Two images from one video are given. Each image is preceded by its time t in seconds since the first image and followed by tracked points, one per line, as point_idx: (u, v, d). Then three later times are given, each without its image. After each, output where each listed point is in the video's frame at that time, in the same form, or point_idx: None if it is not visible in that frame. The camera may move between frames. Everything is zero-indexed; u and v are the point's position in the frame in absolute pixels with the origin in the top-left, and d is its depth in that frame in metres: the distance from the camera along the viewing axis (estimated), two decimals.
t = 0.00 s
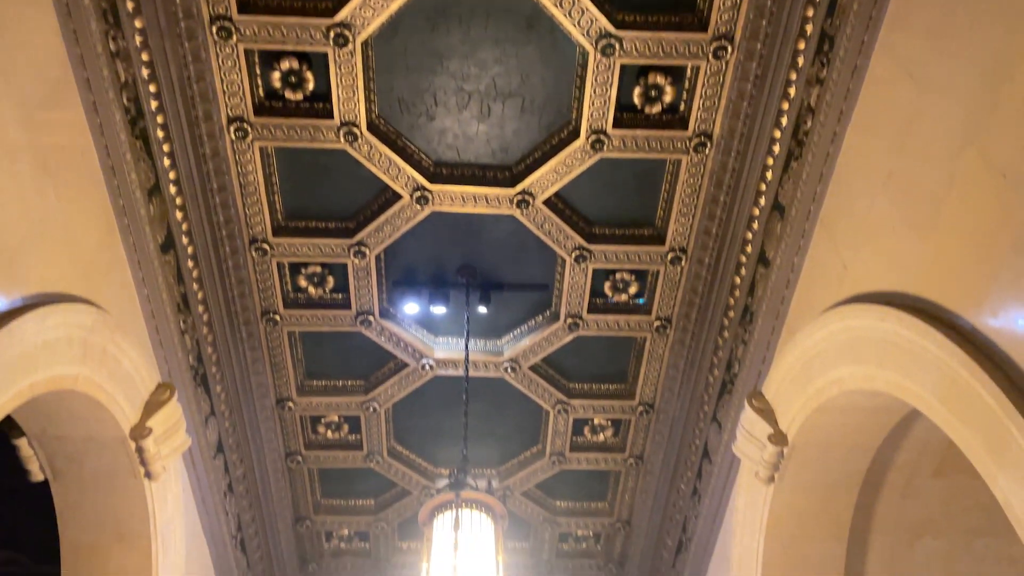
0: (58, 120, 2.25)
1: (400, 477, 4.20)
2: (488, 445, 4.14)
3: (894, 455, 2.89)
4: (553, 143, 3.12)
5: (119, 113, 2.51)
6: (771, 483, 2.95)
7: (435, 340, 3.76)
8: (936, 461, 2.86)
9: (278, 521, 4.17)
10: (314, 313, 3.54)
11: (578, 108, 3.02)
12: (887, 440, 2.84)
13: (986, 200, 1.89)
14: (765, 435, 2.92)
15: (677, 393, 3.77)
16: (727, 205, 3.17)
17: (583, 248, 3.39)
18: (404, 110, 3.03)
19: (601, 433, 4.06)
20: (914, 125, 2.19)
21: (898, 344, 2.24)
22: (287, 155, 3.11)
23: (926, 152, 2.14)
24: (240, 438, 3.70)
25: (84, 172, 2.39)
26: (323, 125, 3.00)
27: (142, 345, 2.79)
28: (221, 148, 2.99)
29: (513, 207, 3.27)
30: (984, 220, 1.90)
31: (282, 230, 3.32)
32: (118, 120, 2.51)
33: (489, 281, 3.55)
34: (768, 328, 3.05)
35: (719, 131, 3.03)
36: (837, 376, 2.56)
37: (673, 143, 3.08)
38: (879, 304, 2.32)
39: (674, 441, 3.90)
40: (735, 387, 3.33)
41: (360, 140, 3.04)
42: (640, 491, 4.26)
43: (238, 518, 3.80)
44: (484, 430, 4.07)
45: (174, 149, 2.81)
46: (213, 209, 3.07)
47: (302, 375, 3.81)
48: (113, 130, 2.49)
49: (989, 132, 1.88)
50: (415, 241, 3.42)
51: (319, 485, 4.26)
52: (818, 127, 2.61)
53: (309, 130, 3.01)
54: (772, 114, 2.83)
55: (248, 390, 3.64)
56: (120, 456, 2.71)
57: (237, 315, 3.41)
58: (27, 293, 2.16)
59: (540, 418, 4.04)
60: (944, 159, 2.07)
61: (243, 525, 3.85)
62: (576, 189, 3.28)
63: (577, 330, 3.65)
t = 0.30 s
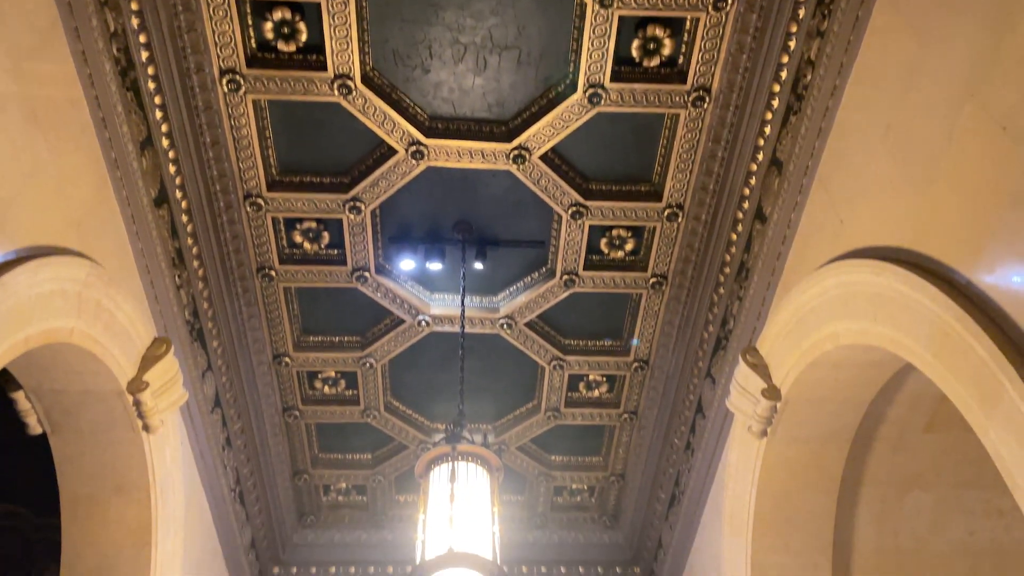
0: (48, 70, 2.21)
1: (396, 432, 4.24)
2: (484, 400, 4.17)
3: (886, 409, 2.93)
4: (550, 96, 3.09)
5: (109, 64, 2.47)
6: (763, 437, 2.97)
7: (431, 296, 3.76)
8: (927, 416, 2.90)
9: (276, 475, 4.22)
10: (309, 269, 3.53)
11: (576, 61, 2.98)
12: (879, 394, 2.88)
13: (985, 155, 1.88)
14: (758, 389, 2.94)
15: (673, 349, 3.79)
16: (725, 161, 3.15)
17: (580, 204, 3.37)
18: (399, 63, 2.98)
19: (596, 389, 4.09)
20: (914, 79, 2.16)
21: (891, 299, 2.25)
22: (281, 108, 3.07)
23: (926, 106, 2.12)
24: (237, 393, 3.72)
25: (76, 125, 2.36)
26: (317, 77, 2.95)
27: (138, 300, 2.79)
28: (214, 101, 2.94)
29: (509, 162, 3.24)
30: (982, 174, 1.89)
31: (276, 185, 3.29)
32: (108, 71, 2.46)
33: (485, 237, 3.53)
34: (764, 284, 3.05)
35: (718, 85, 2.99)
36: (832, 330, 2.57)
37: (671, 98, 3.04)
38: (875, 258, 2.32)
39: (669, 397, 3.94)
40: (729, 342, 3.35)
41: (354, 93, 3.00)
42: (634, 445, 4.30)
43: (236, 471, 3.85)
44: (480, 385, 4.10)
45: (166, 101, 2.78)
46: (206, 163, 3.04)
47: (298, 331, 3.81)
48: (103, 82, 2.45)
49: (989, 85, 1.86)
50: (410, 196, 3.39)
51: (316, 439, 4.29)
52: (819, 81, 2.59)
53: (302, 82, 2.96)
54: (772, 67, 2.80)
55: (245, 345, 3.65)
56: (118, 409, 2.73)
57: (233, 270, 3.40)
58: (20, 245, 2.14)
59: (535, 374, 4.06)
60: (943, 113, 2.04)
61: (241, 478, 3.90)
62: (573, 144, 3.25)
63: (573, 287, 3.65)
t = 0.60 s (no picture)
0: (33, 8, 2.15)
1: (392, 379, 4.26)
2: (480, 348, 4.19)
3: (878, 356, 2.95)
4: (547, 39, 3.03)
5: (95, 2, 2.40)
6: (756, 382, 3.00)
7: (426, 244, 3.75)
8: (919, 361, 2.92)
9: (273, 422, 4.25)
10: (303, 216, 3.50)
11: (573, 3, 2.91)
12: (872, 340, 2.90)
13: (985, 97, 1.85)
14: (753, 337, 2.96)
15: (668, 298, 3.80)
16: (723, 106, 3.11)
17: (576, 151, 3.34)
18: (392, 4, 2.91)
19: (591, 337, 4.11)
20: (917, 20, 2.12)
21: (887, 245, 2.24)
22: (272, 51, 3.01)
23: (927, 48, 2.08)
24: (233, 340, 3.73)
25: (63, 66, 2.31)
26: (308, 18, 2.89)
27: (130, 245, 2.77)
28: (203, 43, 2.88)
29: (505, 108, 3.20)
30: (982, 117, 1.87)
31: (268, 130, 3.25)
32: (94, 10, 2.40)
33: (480, 184, 3.50)
34: (760, 231, 3.05)
35: (718, 28, 2.94)
36: (828, 276, 2.58)
37: (670, 41, 2.99)
38: (872, 203, 2.31)
39: (663, 345, 3.96)
40: (724, 290, 3.36)
41: (346, 35, 2.94)
42: (629, 394, 4.33)
43: (233, 417, 3.88)
44: (476, 333, 4.11)
45: (154, 42, 2.72)
46: (196, 107, 3.00)
47: (293, 279, 3.80)
48: (89, 22, 2.39)
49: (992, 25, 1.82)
50: (405, 142, 3.35)
51: (312, 387, 4.32)
52: (820, 23, 2.54)
53: (293, 24, 2.90)
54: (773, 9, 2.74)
55: (239, 292, 3.65)
56: (114, 355, 2.73)
57: (226, 217, 3.38)
58: (11, 188, 2.11)
59: (530, 323, 4.07)
60: (945, 55, 2.01)
61: (238, 424, 3.94)
62: (569, 89, 3.20)
63: (569, 235, 3.64)
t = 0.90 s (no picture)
0: None
1: (389, 339, 4.27)
2: (476, 308, 4.19)
3: (872, 315, 2.96)
4: None
5: None
6: (750, 341, 2.99)
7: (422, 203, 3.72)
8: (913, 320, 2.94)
9: (270, 380, 4.26)
10: (298, 174, 3.47)
11: None
12: (867, 300, 2.91)
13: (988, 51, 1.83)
14: (749, 297, 2.95)
15: (665, 258, 3.79)
16: (722, 63, 3.07)
17: (573, 108, 3.30)
18: None
19: (587, 297, 4.11)
20: None
21: (885, 201, 2.23)
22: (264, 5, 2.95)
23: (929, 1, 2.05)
24: (228, 299, 3.72)
25: (52, 18, 2.26)
26: None
27: (124, 203, 2.75)
28: None
29: (501, 64, 3.15)
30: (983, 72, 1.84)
31: (262, 86, 3.20)
32: None
33: (477, 143, 3.47)
34: (758, 189, 3.03)
35: None
36: (825, 234, 2.57)
37: None
38: (871, 160, 2.29)
39: (659, 305, 3.97)
40: (721, 250, 3.35)
41: None
42: (624, 354, 4.35)
43: (231, 375, 3.89)
44: (472, 293, 4.11)
45: None
46: (188, 62, 2.95)
47: (289, 238, 3.78)
48: None
49: None
50: (400, 99, 3.30)
51: (309, 346, 4.32)
52: None
53: None
54: None
55: (235, 251, 3.63)
56: (109, 311, 2.73)
57: (219, 174, 3.35)
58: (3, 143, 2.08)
59: (527, 283, 4.07)
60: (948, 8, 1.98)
61: (235, 383, 3.95)
62: (567, 45, 3.15)
63: (566, 194, 3.62)
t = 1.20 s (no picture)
0: None
1: (386, 300, 4.27)
2: (473, 269, 4.18)
3: (868, 275, 2.96)
4: None
5: None
6: (749, 300, 2.99)
7: (419, 163, 3.69)
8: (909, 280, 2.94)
9: (267, 340, 4.27)
10: (293, 132, 3.43)
11: None
12: (863, 259, 2.91)
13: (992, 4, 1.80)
14: (747, 256, 2.94)
15: (663, 218, 3.78)
16: (723, 18, 3.03)
17: (572, 65, 3.25)
18: None
19: (584, 258, 4.11)
20: None
21: (886, 159, 2.21)
22: None
23: None
24: (225, 258, 3.71)
25: None
26: None
27: (117, 160, 2.72)
28: None
29: (498, 20, 3.11)
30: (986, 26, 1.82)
31: (255, 41, 3.14)
32: None
33: (474, 101, 3.43)
34: (757, 148, 3.01)
35: None
36: (825, 192, 2.55)
37: None
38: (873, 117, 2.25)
39: (657, 266, 3.96)
40: (719, 210, 3.34)
41: None
42: (621, 314, 4.36)
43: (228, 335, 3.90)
44: (469, 254, 4.10)
45: None
46: (180, 16, 2.90)
47: (284, 197, 3.76)
48: None
49: None
50: (396, 55, 3.26)
51: (306, 307, 4.32)
52: None
53: None
54: None
55: (230, 210, 3.61)
56: (104, 269, 2.73)
57: (213, 132, 3.31)
58: None
59: (524, 243, 4.06)
60: None
61: (233, 343, 3.96)
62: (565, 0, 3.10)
63: (564, 153, 3.59)
